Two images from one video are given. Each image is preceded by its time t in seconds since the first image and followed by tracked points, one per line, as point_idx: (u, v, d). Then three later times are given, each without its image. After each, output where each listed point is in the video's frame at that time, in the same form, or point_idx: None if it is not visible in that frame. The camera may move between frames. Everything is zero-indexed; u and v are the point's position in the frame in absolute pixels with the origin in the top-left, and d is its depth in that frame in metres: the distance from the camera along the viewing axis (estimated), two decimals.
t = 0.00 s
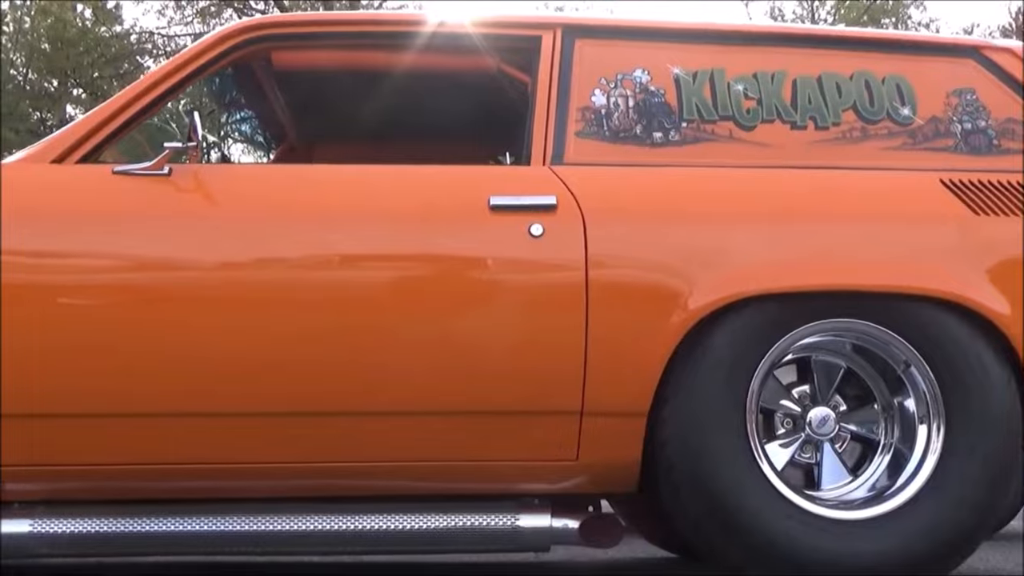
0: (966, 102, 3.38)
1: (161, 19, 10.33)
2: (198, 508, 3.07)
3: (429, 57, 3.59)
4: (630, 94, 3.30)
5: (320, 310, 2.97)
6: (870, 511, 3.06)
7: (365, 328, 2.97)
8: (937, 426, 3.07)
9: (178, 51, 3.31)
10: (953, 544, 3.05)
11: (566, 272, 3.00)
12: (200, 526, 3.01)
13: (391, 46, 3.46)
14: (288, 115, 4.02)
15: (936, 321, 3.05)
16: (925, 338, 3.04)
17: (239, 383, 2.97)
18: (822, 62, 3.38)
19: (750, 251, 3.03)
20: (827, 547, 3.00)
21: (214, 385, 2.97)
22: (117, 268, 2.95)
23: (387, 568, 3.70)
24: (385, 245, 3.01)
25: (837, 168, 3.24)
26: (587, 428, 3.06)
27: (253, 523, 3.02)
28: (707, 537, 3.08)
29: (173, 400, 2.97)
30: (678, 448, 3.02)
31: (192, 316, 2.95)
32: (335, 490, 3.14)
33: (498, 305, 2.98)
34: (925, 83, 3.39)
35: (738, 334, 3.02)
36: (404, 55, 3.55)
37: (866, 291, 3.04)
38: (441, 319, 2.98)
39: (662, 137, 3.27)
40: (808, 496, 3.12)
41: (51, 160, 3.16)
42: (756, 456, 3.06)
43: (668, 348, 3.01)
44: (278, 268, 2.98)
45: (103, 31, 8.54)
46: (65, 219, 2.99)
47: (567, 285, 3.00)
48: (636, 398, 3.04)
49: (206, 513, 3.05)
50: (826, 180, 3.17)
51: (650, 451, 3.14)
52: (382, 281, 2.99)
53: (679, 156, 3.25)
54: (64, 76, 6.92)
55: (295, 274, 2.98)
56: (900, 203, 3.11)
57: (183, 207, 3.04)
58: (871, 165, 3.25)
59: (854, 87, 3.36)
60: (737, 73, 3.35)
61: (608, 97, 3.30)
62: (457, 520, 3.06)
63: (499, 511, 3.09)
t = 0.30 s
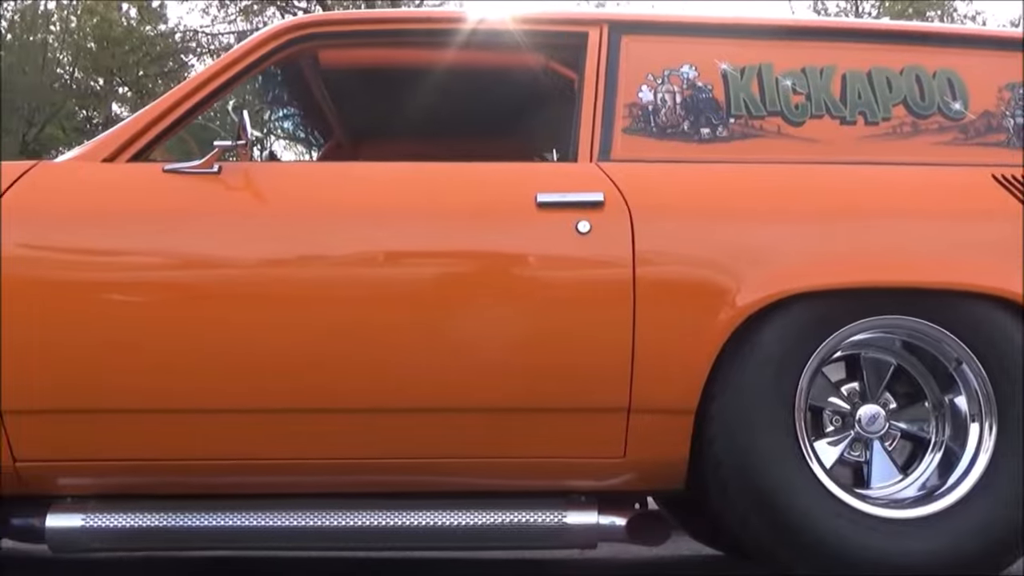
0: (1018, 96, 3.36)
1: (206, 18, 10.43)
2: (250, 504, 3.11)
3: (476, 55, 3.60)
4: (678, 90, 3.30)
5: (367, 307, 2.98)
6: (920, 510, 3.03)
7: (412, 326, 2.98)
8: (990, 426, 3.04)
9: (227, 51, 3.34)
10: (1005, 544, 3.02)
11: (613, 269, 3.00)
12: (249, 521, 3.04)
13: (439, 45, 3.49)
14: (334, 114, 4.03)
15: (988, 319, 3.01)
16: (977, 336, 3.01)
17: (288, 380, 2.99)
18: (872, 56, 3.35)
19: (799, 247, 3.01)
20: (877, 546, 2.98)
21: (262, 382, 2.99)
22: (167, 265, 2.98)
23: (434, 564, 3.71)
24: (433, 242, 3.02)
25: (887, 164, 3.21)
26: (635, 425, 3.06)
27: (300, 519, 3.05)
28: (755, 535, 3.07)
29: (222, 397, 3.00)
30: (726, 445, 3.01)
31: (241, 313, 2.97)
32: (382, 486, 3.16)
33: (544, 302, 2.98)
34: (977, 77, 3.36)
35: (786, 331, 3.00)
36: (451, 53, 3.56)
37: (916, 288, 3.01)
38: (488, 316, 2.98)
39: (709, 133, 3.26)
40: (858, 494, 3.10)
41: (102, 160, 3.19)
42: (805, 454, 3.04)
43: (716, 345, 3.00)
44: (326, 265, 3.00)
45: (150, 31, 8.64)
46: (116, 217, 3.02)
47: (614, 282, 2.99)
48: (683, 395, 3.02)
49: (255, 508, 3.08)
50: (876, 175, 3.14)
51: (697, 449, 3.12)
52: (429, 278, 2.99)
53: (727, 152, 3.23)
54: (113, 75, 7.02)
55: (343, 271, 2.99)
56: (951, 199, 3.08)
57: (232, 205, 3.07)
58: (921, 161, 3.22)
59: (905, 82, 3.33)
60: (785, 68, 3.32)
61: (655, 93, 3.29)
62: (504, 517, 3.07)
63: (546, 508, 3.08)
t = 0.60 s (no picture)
0: None
1: (248, 15, 10.50)
2: (296, 499, 3.13)
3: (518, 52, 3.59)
4: (721, 83, 3.28)
5: (411, 302, 2.99)
6: (970, 506, 3.02)
7: (456, 321, 2.99)
8: None
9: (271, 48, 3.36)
10: None
11: (657, 264, 2.99)
12: (295, 515, 3.08)
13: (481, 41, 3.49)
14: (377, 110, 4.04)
15: None
16: None
17: (334, 375, 3.01)
18: (918, 48, 3.32)
19: (844, 241, 2.98)
20: (926, 542, 2.95)
21: (308, 378, 3.01)
22: (213, 262, 3.01)
23: (477, 557, 3.73)
24: (476, 237, 3.02)
25: (934, 156, 3.17)
26: (679, 419, 3.05)
27: (346, 513, 3.08)
28: (801, 531, 3.05)
29: (268, 392, 3.02)
30: (772, 440, 2.99)
31: (286, 309, 2.99)
32: (427, 481, 3.17)
33: (587, 296, 2.98)
34: None
35: (833, 325, 2.98)
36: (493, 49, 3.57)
37: (965, 281, 2.97)
38: (531, 311, 2.98)
39: (754, 127, 3.23)
40: (906, 490, 3.07)
41: (148, 157, 3.22)
42: (852, 449, 3.02)
43: (762, 340, 2.98)
44: (370, 261, 3.01)
45: (193, 28, 8.72)
46: (163, 214, 3.05)
47: (657, 277, 2.98)
48: (727, 390, 3.01)
49: (301, 502, 3.11)
50: (924, 168, 3.11)
51: (743, 444, 3.11)
52: (473, 273, 3.00)
53: (771, 146, 3.21)
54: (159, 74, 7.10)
55: (386, 267, 3.01)
56: (1000, 191, 3.04)
57: (277, 201, 3.09)
58: (969, 153, 3.18)
59: (952, 73, 3.29)
60: (830, 61, 3.29)
61: (699, 86, 3.28)
62: (548, 512, 3.07)
63: (592, 503, 3.09)
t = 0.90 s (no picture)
0: None
1: (288, 13, 10.54)
2: (341, 493, 3.15)
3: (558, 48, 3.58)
4: (765, 75, 3.25)
5: (454, 297, 3.00)
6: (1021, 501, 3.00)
7: (499, 316, 2.99)
8: None
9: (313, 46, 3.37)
10: None
11: (701, 257, 2.97)
12: (340, 510, 3.11)
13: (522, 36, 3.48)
14: (419, 107, 4.04)
15: None
16: None
17: (378, 371, 3.02)
18: (965, 37, 3.27)
19: (890, 233, 2.96)
20: (975, 538, 2.92)
21: (353, 373, 3.03)
22: (258, 259, 3.03)
23: (521, 552, 3.73)
24: (518, 232, 3.02)
25: (982, 147, 3.14)
26: (724, 413, 3.04)
27: (389, 508, 3.10)
28: (848, 526, 3.01)
29: (314, 387, 3.04)
30: (818, 434, 2.97)
31: (330, 305, 3.01)
32: (469, 476, 3.17)
33: (630, 291, 2.97)
34: None
35: (879, 318, 2.95)
36: (533, 44, 3.56)
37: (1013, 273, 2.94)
38: (574, 306, 2.98)
39: (798, 119, 3.21)
40: (955, 484, 3.04)
41: (193, 156, 3.24)
42: (899, 443, 3.00)
43: (807, 333, 2.97)
44: (413, 256, 3.02)
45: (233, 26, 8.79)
46: (207, 211, 3.08)
47: (702, 270, 2.97)
48: (772, 383, 2.99)
49: (346, 497, 3.13)
50: (972, 159, 3.07)
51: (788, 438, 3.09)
52: (515, 268, 3.00)
53: (816, 138, 3.19)
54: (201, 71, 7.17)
55: (430, 262, 3.01)
56: None
57: (320, 197, 3.10)
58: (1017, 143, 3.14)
59: (999, 63, 3.24)
60: (874, 52, 3.26)
61: (742, 79, 3.26)
62: (593, 507, 3.08)
63: (636, 498, 3.09)
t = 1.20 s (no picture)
0: None
1: (326, 9, 10.58)
2: (384, 488, 3.16)
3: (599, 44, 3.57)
4: (808, 67, 3.22)
5: (495, 293, 3.00)
6: None
7: (542, 311, 2.99)
8: None
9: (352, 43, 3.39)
10: None
11: (744, 252, 2.96)
12: (384, 506, 3.12)
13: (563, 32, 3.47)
14: (458, 103, 4.04)
15: None
16: None
17: (421, 366, 3.03)
18: (1012, 27, 3.23)
19: (936, 226, 2.93)
20: None
21: (396, 368, 3.04)
22: (301, 255, 3.04)
23: (563, 547, 3.73)
24: (560, 228, 3.02)
25: None
26: (768, 408, 3.02)
27: (433, 503, 3.10)
28: (895, 521, 2.99)
29: (357, 383, 3.05)
30: (863, 428, 2.95)
31: (373, 301, 3.02)
32: (512, 472, 3.16)
33: (672, 285, 2.96)
34: None
35: (925, 312, 2.93)
36: (573, 40, 3.55)
37: None
38: (616, 302, 2.98)
39: (841, 111, 3.18)
40: (1002, 480, 2.99)
41: (236, 154, 3.26)
42: (947, 438, 2.97)
43: (852, 328, 2.95)
44: (454, 253, 3.02)
45: (269, 24, 8.84)
46: (250, 209, 3.10)
47: (745, 264, 2.95)
48: (816, 378, 2.98)
49: (390, 492, 3.14)
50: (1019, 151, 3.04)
51: (833, 432, 3.07)
52: (557, 264, 3.00)
53: (859, 131, 3.16)
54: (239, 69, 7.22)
55: (473, 258, 3.02)
56: None
57: (362, 194, 3.11)
58: None
59: None
60: (919, 42, 3.21)
61: (784, 71, 3.23)
62: (636, 502, 3.07)
63: (680, 493, 3.08)
